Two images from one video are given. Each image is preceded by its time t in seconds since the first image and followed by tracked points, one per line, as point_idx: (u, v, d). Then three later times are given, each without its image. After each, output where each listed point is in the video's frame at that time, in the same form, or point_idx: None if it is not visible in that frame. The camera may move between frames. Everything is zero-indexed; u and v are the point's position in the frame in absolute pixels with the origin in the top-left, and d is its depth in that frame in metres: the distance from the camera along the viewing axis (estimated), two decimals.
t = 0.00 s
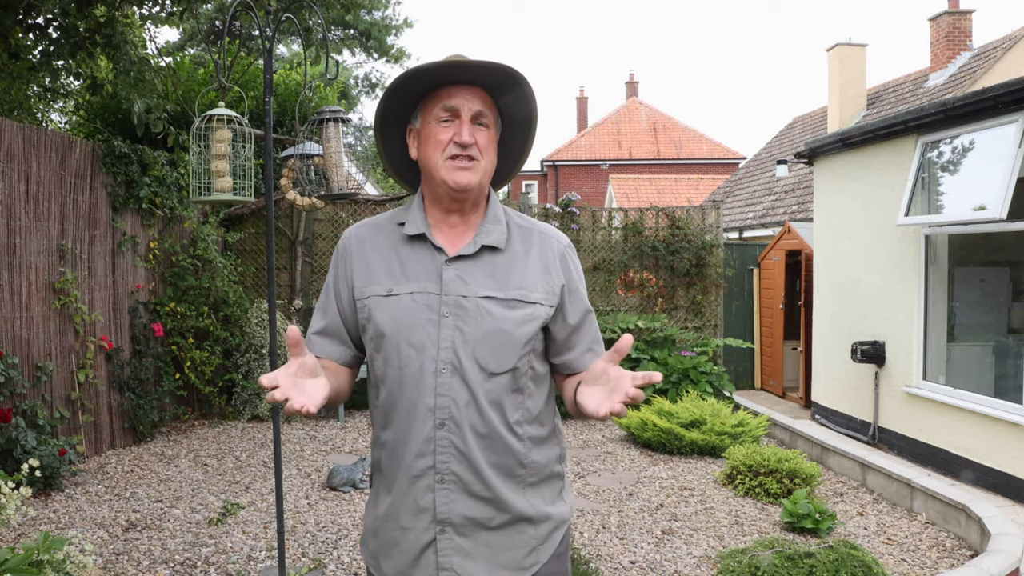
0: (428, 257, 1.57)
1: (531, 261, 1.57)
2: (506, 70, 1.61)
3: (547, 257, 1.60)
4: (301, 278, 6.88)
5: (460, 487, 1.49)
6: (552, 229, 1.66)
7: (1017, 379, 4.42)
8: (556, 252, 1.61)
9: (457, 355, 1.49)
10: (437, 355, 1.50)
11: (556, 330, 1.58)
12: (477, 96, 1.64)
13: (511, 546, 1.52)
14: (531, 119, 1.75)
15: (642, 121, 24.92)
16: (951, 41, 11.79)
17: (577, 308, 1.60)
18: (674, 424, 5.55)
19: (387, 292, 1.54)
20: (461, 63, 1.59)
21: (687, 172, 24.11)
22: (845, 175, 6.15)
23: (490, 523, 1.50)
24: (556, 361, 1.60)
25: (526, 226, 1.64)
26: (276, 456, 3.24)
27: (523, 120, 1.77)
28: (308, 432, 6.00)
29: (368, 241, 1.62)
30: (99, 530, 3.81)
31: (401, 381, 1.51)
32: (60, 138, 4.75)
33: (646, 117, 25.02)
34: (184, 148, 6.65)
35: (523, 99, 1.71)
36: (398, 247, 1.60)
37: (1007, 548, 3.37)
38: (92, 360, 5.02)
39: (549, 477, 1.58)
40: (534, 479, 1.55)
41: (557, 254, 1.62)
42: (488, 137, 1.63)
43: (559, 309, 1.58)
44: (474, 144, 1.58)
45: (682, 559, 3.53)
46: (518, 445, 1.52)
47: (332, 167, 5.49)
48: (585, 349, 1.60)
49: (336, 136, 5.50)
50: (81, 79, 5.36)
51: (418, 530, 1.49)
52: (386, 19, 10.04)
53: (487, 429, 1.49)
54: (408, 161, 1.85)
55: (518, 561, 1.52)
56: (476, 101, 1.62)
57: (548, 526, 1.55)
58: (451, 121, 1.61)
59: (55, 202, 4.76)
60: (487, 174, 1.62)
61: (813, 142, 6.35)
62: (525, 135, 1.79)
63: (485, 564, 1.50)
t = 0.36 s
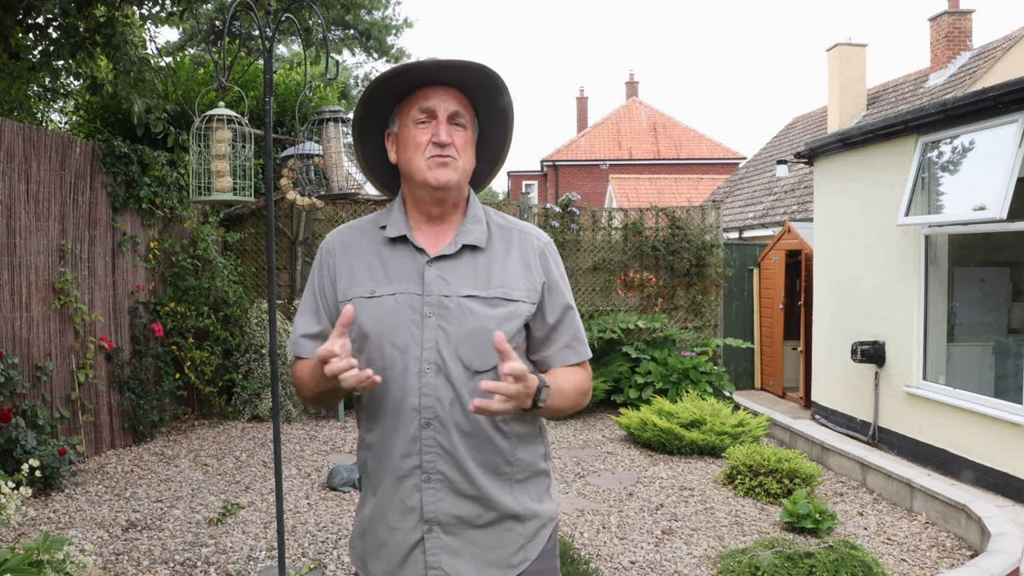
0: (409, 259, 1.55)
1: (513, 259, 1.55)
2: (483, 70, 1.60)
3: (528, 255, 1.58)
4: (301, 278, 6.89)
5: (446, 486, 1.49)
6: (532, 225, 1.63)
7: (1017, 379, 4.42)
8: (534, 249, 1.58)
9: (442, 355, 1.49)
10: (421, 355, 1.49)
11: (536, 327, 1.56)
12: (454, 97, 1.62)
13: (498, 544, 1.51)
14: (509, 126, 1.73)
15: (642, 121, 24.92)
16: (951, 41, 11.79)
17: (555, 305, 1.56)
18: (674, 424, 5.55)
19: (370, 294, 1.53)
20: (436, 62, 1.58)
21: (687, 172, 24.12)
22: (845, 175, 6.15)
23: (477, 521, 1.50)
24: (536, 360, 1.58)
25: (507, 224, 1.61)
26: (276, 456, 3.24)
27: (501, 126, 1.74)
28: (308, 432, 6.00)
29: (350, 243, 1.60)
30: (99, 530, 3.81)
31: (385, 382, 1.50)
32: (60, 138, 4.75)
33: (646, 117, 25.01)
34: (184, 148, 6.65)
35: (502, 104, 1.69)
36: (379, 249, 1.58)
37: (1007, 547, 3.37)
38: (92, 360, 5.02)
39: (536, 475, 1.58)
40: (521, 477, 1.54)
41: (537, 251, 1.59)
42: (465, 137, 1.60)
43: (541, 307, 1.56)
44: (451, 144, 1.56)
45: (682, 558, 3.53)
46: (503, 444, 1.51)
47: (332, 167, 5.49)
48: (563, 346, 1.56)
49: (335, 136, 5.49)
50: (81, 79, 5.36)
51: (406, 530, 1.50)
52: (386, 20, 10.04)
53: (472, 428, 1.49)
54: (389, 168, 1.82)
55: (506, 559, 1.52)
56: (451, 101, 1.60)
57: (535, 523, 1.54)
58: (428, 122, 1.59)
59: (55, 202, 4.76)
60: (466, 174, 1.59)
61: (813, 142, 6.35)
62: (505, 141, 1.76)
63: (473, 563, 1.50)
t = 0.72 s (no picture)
0: (404, 262, 1.55)
1: (507, 262, 1.55)
2: (472, 73, 1.58)
3: (522, 256, 1.57)
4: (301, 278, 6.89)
5: (444, 489, 1.49)
6: (526, 228, 1.63)
7: (1017, 379, 4.42)
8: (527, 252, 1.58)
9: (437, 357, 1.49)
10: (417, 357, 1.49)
11: (531, 329, 1.55)
12: (447, 99, 1.61)
13: (497, 545, 1.51)
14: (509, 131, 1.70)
15: (642, 121, 24.92)
16: (951, 41, 11.79)
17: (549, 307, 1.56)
18: (674, 424, 5.54)
19: (366, 296, 1.53)
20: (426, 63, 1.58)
21: (687, 172, 24.11)
22: (845, 176, 6.15)
23: (476, 523, 1.50)
24: (528, 362, 1.58)
25: (501, 226, 1.61)
26: (276, 456, 3.24)
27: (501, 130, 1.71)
28: (308, 432, 6.00)
29: (345, 245, 1.60)
30: (99, 530, 3.81)
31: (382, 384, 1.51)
32: (60, 138, 4.75)
33: (646, 117, 25.01)
34: (184, 148, 6.65)
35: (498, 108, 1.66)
36: (374, 251, 1.57)
37: (1007, 547, 3.37)
38: (92, 360, 5.02)
39: (533, 476, 1.58)
40: (518, 478, 1.54)
41: (531, 253, 1.59)
42: (452, 141, 1.58)
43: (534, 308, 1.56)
44: (435, 148, 1.55)
45: (682, 559, 3.53)
46: (500, 445, 1.51)
47: (332, 167, 5.48)
48: (551, 348, 1.55)
49: (335, 136, 5.49)
50: (81, 79, 5.36)
51: (405, 532, 1.50)
52: (386, 20, 10.03)
53: (469, 431, 1.49)
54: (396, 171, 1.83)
55: (505, 560, 1.52)
56: (441, 103, 1.60)
57: (533, 524, 1.54)
58: (417, 123, 1.59)
59: (55, 202, 4.76)
60: (451, 179, 1.58)
61: (813, 142, 6.35)
62: (506, 147, 1.73)
63: (472, 565, 1.50)
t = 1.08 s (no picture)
0: (407, 259, 1.55)
1: (511, 263, 1.54)
2: (487, 74, 1.59)
3: (527, 258, 1.56)
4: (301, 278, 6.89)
5: (441, 486, 1.50)
6: (533, 229, 1.62)
7: (1017, 379, 4.42)
8: (533, 252, 1.57)
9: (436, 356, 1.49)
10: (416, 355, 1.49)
11: (536, 330, 1.55)
12: (458, 99, 1.61)
13: (493, 544, 1.51)
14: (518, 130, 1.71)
15: (642, 121, 24.91)
16: (951, 41, 11.79)
17: (553, 309, 1.55)
18: (674, 424, 5.54)
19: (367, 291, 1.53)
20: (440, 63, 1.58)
21: (687, 172, 24.12)
22: (845, 175, 6.15)
23: (473, 521, 1.50)
24: (532, 362, 1.57)
25: (507, 227, 1.60)
26: (276, 456, 3.24)
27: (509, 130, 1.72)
28: (308, 432, 6.00)
29: (351, 239, 1.60)
30: (99, 530, 3.81)
31: (380, 378, 1.51)
32: (60, 138, 4.75)
33: (646, 117, 25.01)
34: (184, 148, 6.65)
35: (507, 107, 1.67)
36: (379, 247, 1.58)
37: (1007, 547, 3.37)
38: (93, 360, 5.02)
39: (533, 477, 1.57)
40: (516, 479, 1.54)
41: (536, 255, 1.58)
42: (465, 140, 1.59)
43: (538, 310, 1.55)
44: (447, 147, 1.55)
45: (682, 558, 3.53)
46: (498, 446, 1.51)
47: (332, 167, 5.49)
48: (560, 348, 1.54)
49: (335, 136, 5.49)
50: (81, 79, 5.36)
51: (401, 529, 1.50)
52: (386, 20, 10.03)
53: (466, 429, 1.49)
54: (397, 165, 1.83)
55: (502, 560, 1.51)
56: (453, 103, 1.60)
57: (532, 525, 1.54)
58: (428, 122, 1.59)
59: (55, 202, 4.76)
60: (463, 178, 1.59)
61: (813, 142, 6.35)
62: (513, 145, 1.74)
63: (467, 563, 1.50)
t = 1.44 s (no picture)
0: (411, 263, 1.55)
1: (515, 265, 1.55)
2: (490, 76, 1.57)
3: (531, 260, 1.56)
4: (301, 278, 6.89)
5: (447, 490, 1.49)
6: (537, 230, 1.62)
7: (1017, 379, 4.42)
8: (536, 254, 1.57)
9: (441, 359, 1.49)
10: (421, 359, 1.49)
11: (539, 331, 1.55)
12: (462, 102, 1.59)
13: (500, 547, 1.51)
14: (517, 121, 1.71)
15: (642, 121, 24.90)
16: (951, 41, 11.79)
17: (556, 310, 1.55)
18: (674, 424, 5.54)
19: (372, 296, 1.53)
20: (445, 69, 1.55)
21: (687, 172, 24.12)
22: (845, 175, 6.15)
23: (479, 525, 1.50)
24: (535, 363, 1.57)
25: (512, 228, 1.60)
26: (276, 456, 3.24)
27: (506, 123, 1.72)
28: (308, 432, 5.99)
29: (355, 245, 1.61)
30: (99, 530, 3.81)
31: (387, 383, 1.51)
32: (60, 138, 4.75)
33: (646, 117, 25.01)
34: (184, 148, 6.65)
35: (507, 102, 1.66)
36: (384, 252, 1.58)
37: (1007, 547, 3.37)
38: (93, 360, 5.02)
39: (539, 478, 1.57)
40: (523, 481, 1.54)
41: (540, 256, 1.58)
42: (472, 144, 1.58)
43: (542, 311, 1.55)
44: (457, 154, 1.54)
45: (682, 558, 3.53)
46: (504, 449, 1.51)
47: (332, 167, 5.49)
48: (560, 350, 1.53)
49: (335, 136, 5.49)
50: (81, 79, 5.36)
51: (407, 532, 1.50)
52: (386, 20, 10.03)
53: (472, 433, 1.49)
54: (390, 158, 1.82)
55: (508, 562, 1.52)
56: (457, 106, 1.58)
57: (538, 527, 1.54)
58: (433, 129, 1.57)
59: (55, 202, 4.76)
60: (472, 182, 1.59)
61: (813, 142, 6.35)
62: (513, 134, 1.74)
63: (474, 566, 1.50)
